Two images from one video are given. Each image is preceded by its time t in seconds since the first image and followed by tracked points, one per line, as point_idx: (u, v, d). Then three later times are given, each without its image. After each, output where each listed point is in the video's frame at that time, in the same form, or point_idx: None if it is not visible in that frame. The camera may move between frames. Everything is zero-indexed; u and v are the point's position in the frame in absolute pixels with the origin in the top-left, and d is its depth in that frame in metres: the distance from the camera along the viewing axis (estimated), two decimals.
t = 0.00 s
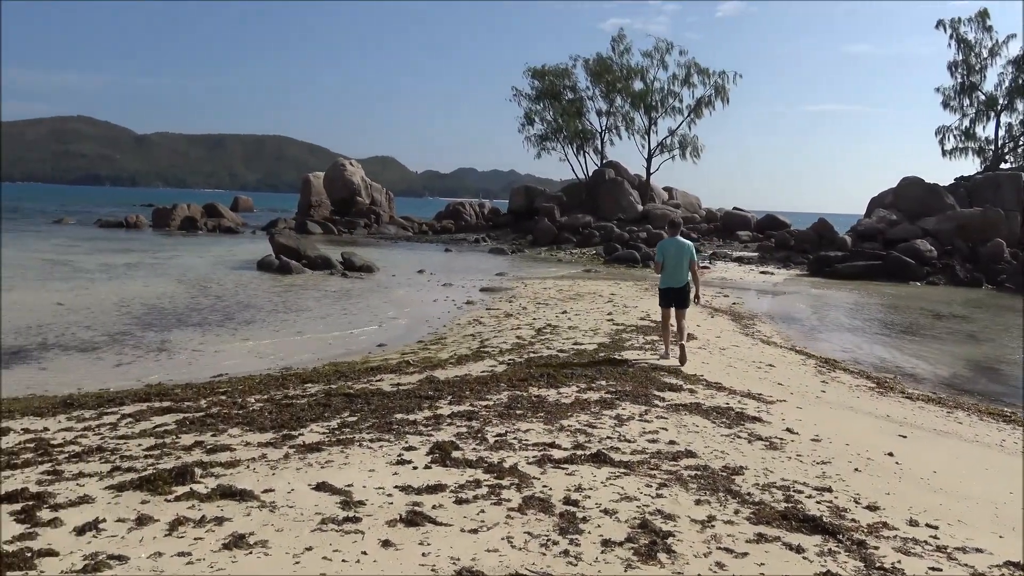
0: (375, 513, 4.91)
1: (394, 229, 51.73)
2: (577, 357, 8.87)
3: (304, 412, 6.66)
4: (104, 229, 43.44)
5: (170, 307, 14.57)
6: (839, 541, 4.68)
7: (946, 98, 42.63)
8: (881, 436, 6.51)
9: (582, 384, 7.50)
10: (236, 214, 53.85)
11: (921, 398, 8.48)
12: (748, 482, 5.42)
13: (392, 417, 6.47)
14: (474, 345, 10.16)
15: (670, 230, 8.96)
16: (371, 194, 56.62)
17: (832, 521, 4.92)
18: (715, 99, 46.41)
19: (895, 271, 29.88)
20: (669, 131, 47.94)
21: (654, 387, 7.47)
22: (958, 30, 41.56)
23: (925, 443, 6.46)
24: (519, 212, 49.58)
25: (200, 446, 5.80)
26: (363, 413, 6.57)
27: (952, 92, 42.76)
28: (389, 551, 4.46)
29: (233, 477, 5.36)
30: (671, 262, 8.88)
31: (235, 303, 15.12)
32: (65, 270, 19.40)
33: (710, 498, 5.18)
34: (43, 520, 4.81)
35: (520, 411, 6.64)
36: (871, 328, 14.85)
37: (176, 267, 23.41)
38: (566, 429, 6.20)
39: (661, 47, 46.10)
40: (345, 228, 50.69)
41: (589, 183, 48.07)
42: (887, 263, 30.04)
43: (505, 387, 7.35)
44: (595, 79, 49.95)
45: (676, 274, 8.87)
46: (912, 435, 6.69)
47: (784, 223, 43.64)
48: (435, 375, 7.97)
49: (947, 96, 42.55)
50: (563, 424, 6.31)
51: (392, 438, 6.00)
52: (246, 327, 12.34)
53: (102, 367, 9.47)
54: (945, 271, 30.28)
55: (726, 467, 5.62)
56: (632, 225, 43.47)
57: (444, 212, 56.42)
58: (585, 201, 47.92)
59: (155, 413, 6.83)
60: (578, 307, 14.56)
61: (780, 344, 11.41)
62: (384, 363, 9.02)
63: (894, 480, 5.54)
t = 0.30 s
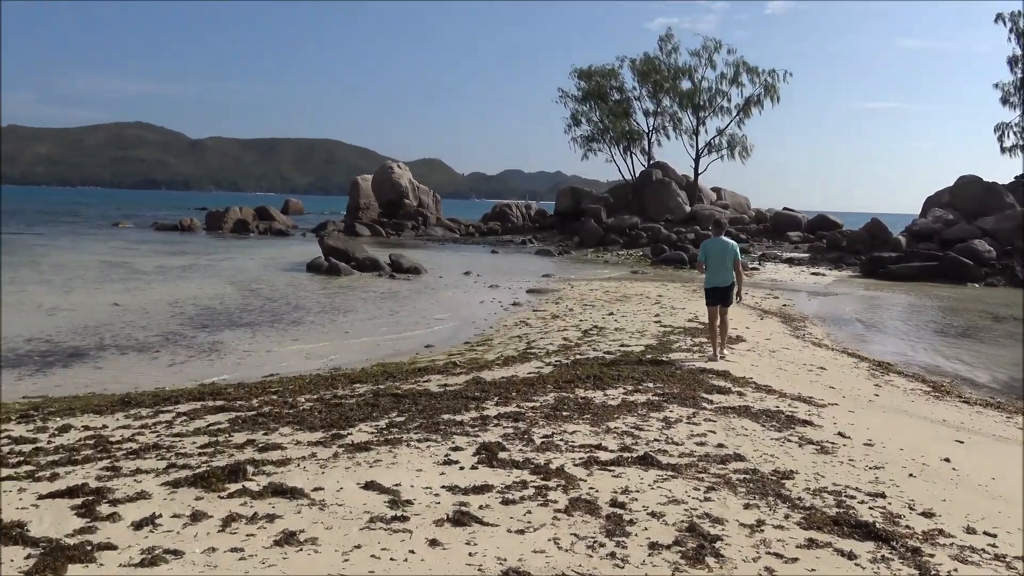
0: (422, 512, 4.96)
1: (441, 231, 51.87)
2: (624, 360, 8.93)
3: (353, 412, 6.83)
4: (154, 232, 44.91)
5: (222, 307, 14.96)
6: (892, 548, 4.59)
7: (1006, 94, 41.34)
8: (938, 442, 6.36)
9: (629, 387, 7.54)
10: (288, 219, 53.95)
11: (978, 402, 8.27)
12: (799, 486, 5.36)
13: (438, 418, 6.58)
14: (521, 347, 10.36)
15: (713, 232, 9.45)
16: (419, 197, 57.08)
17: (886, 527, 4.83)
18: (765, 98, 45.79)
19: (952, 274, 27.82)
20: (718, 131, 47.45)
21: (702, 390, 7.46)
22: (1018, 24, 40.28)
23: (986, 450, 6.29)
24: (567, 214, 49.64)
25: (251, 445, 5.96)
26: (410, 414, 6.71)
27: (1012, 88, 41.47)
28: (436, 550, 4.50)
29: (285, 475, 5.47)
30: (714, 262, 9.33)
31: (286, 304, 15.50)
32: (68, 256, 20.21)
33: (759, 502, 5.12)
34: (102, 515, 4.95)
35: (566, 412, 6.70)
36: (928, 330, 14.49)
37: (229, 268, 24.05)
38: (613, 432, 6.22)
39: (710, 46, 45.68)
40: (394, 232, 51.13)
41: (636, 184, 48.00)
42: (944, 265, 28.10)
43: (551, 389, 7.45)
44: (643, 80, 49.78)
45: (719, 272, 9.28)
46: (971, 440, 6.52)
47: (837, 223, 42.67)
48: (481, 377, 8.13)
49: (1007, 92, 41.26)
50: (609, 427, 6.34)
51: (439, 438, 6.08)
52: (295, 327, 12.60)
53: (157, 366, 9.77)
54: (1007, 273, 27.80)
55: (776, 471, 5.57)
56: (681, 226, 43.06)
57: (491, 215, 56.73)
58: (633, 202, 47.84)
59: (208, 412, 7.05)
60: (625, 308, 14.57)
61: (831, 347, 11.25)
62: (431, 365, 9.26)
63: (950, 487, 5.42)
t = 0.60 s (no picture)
0: (472, 515, 4.98)
1: (491, 235, 52.27)
2: (676, 364, 8.92)
3: (404, 414, 6.94)
4: (206, 237, 46.26)
5: (275, 310, 15.27)
6: (953, 559, 4.46)
7: None
8: (1003, 450, 6.16)
9: (680, 390, 7.51)
10: (338, 222, 54.19)
11: None
12: (854, 494, 5.26)
13: (489, 421, 6.65)
14: (571, 350, 10.44)
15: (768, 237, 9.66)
16: (468, 201, 57.59)
17: (946, 537, 4.71)
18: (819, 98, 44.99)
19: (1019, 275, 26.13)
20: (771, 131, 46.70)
21: (754, 394, 7.40)
22: None
23: None
24: (617, 218, 49.50)
25: (305, 446, 6.08)
26: (460, 417, 6.80)
27: None
28: (485, 552, 4.51)
29: (337, 476, 5.55)
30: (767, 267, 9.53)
31: (337, 307, 15.77)
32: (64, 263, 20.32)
33: (813, 509, 5.03)
34: (162, 513, 5.07)
35: (616, 416, 6.70)
36: (993, 335, 13.98)
37: (282, 271, 24.57)
38: (664, 436, 6.20)
39: (762, 45, 44.95)
40: (444, 236, 51.54)
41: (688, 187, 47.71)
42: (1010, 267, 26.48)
43: (601, 392, 7.48)
44: (693, 80, 49.39)
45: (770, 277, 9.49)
46: None
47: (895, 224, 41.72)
48: (531, 380, 8.19)
49: None
50: (660, 431, 6.32)
51: (489, 441, 6.13)
52: (345, 330, 12.79)
53: (212, 368, 10.02)
54: None
55: (831, 477, 5.48)
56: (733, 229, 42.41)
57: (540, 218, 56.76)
58: (685, 206, 47.55)
59: (263, 413, 7.23)
60: (676, 311, 14.48)
61: (888, 351, 10.98)
62: (481, 367, 9.37)
63: (1014, 497, 5.25)
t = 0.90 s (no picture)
0: (506, 518, 4.99)
1: (528, 239, 52.35)
2: (711, 369, 8.86)
3: (439, 417, 6.98)
4: (242, 240, 47.11)
5: (311, 313, 15.45)
6: (997, 570, 4.37)
7: None
8: None
9: (716, 395, 7.46)
10: (377, 227, 55.02)
11: None
12: (894, 502, 5.18)
13: (523, 424, 6.67)
14: (606, 354, 10.43)
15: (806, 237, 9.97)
16: (504, 204, 57.89)
17: (990, 547, 4.61)
18: (859, 100, 44.39)
19: None
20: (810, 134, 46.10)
21: (791, 399, 7.32)
22: None
23: None
24: (654, 223, 49.62)
25: (341, 448, 6.14)
26: (495, 420, 6.83)
27: None
28: (519, 555, 4.52)
29: (372, 478, 5.60)
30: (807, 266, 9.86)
31: (372, 310, 15.92)
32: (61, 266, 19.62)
33: (851, 516, 4.96)
34: (201, 511, 5.16)
35: (651, 421, 6.68)
36: None
37: (318, 275, 24.87)
38: (699, 441, 6.16)
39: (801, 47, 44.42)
40: (481, 239, 51.76)
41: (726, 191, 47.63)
42: None
43: (636, 397, 7.46)
44: (731, 83, 49.03)
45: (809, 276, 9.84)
46: None
47: (938, 227, 40.82)
48: (566, 384, 8.18)
49: None
50: (696, 436, 6.29)
51: (523, 444, 6.15)
52: (380, 333, 12.89)
53: (249, 370, 10.15)
54: None
55: (870, 485, 5.40)
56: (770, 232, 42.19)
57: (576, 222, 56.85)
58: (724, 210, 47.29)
59: (300, 414, 7.32)
60: (712, 316, 14.37)
61: (929, 357, 10.76)
62: (515, 371, 9.38)
63: None
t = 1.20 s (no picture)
0: (544, 522, 4.99)
1: (565, 242, 52.36)
2: (752, 373, 8.78)
3: (478, 420, 7.02)
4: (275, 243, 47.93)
5: (350, 315, 15.64)
6: None
7: None
8: None
9: (757, 400, 7.38)
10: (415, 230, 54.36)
11: None
12: (941, 510, 5.07)
13: (561, 428, 6.67)
14: (645, 358, 10.39)
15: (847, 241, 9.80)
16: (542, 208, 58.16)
17: None
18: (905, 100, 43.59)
19: None
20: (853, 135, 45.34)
21: (834, 405, 7.22)
22: None
23: None
24: (693, 225, 49.20)
25: (380, 450, 6.21)
26: (533, 423, 6.83)
27: None
28: (557, 559, 4.51)
29: (411, 480, 5.65)
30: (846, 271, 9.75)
31: (410, 312, 16.07)
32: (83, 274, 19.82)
33: (896, 524, 4.87)
34: (244, 511, 5.24)
35: (691, 425, 6.63)
36: None
37: (356, 278, 25.18)
38: (740, 446, 6.10)
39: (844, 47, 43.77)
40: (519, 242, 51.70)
41: (767, 194, 47.13)
42: None
43: (676, 401, 7.41)
44: (772, 84, 48.49)
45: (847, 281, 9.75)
46: None
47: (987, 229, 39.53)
48: (604, 388, 8.16)
49: None
50: (736, 441, 6.22)
51: (562, 448, 6.15)
52: (418, 336, 12.99)
53: (289, 372, 10.30)
54: None
55: (915, 492, 5.30)
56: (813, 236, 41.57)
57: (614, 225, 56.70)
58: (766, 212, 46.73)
59: (341, 416, 7.41)
60: (752, 319, 14.22)
61: (978, 362, 10.50)
62: (554, 375, 9.39)
63: None
